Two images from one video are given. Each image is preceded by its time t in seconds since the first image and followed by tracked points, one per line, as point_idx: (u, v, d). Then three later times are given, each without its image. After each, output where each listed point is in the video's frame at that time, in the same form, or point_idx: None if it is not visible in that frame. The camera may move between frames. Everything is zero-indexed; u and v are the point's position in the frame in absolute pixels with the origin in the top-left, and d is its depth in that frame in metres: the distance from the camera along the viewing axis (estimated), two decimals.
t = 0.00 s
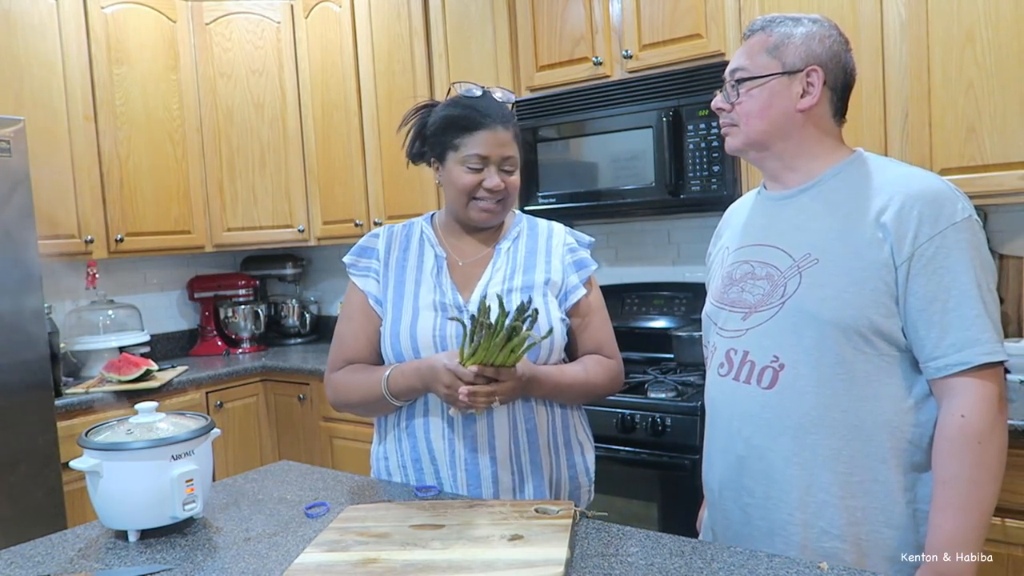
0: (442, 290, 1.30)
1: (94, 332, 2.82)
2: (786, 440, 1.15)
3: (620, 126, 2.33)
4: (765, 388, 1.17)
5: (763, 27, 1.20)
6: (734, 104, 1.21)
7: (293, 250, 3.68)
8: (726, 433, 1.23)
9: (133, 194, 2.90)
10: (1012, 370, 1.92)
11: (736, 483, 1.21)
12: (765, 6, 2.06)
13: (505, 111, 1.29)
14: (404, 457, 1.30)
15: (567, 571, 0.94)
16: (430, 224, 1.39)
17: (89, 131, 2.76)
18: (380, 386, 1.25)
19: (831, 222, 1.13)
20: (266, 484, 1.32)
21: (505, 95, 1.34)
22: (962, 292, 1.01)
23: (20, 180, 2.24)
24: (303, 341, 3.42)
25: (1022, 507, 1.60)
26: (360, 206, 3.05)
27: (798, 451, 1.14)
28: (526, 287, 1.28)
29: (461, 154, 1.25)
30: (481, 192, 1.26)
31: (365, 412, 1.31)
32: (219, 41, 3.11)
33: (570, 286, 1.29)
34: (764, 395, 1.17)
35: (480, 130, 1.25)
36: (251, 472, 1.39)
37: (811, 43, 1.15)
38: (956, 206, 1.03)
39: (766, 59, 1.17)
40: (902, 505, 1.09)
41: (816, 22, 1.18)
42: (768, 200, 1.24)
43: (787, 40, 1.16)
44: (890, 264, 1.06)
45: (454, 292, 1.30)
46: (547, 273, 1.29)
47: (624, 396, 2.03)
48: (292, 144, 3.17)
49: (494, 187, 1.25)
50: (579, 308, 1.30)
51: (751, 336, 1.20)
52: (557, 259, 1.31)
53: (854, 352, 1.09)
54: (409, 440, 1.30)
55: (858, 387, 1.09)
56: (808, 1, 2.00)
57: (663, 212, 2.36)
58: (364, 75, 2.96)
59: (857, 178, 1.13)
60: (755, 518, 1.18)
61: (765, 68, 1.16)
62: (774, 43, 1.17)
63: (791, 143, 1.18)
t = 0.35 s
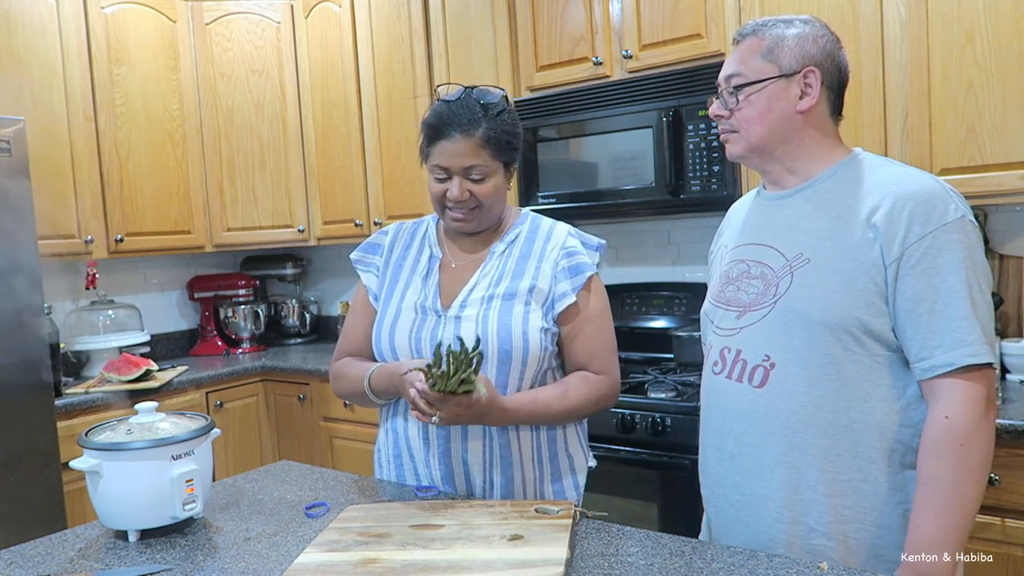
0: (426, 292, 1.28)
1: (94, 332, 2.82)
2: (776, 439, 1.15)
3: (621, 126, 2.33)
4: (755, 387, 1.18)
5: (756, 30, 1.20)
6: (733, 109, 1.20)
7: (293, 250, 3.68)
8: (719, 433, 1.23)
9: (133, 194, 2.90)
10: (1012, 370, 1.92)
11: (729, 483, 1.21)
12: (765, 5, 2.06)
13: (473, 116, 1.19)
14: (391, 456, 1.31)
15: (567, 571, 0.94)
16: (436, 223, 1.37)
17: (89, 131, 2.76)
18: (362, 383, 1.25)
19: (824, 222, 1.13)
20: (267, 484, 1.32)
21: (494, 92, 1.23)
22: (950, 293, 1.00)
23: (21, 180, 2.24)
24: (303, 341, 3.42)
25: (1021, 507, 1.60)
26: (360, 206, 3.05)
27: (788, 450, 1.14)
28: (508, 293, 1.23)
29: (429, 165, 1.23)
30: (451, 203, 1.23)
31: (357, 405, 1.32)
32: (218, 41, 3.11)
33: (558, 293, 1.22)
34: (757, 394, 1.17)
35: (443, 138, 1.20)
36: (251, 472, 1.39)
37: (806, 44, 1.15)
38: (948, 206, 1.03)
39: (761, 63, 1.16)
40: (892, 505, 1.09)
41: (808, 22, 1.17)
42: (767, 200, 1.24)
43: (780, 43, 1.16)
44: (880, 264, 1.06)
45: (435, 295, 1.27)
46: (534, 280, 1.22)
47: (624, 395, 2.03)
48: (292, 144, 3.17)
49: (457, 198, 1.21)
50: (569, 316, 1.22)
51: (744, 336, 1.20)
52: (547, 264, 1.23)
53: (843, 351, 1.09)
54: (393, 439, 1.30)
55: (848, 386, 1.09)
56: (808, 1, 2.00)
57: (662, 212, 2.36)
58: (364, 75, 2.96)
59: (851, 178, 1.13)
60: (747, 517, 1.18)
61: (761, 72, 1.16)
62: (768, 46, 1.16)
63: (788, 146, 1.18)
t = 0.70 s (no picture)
0: (439, 296, 1.25)
1: (94, 332, 2.82)
2: (777, 437, 1.15)
3: (621, 126, 2.33)
4: (757, 385, 1.18)
5: (756, 31, 1.19)
6: (740, 112, 1.19)
7: (293, 250, 3.68)
8: (719, 432, 1.23)
9: (133, 194, 2.90)
10: (1011, 370, 1.92)
11: (730, 482, 1.21)
12: (765, 6, 2.06)
13: (461, 109, 1.16)
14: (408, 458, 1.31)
15: (567, 570, 0.93)
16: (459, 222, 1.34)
17: (89, 131, 2.76)
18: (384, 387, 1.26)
19: (825, 221, 1.13)
20: (266, 483, 1.32)
21: (491, 83, 1.19)
22: (954, 293, 1.00)
23: (20, 180, 2.25)
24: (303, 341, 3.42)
25: (1021, 506, 1.60)
26: (360, 206, 3.05)
27: (790, 449, 1.14)
28: (519, 299, 1.18)
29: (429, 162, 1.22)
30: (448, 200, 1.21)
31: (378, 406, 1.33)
32: (219, 41, 3.11)
33: (573, 300, 1.16)
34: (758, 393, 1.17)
35: (435, 134, 1.18)
36: (250, 472, 1.39)
37: (809, 44, 1.14)
38: (951, 206, 1.02)
39: (767, 64, 1.15)
40: (893, 503, 1.09)
41: (809, 22, 1.17)
42: (767, 199, 1.24)
43: (784, 43, 1.15)
44: (883, 263, 1.06)
45: (447, 300, 1.24)
46: (547, 286, 1.17)
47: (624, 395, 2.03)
48: (292, 144, 3.17)
49: (446, 194, 1.18)
50: (584, 324, 1.17)
51: (746, 334, 1.20)
52: (562, 269, 1.18)
53: (845, 350, 1.09)
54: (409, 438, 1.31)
55: (850, 385, 1.09)
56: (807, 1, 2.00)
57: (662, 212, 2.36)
58: (364, 75, 2.96)
59: (851, 177, 1.13)
60: (747, 516, 1.18)
61: (766, 73, 1.15)
62: (771, 47, 1.15)
63: (793, 146, 1.17)
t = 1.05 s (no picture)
0: (469, 302, 1.23)
1: (94, 332, 2.82)
2: (783, 436, 1.15)
3: (620, 126, 2.33)
4: (762, 384, 1.18)
5: (759, 31, 1.18)
6: (748, 113, 1.17)
7: (293, 250, 3.68)
8: (723, 431, 1.23)
9: (133, 194, 2.90)
10: (1011, 370, 1.92)
11: (734, 482, 1.21)
12: (765, 6, 2.05)
13: (494, 122, 1.11)
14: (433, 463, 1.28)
15: (567, 571, 0.93)
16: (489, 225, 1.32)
17: (89, 131, 2.76)
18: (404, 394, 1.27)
19: (830, 220, 1.14)
20: (266, 484, 1.32)
21: (515, 85, 1.14)
22: (963, 293, 1.00)
23: (21, 179, 2.24)
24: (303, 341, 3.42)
25: (1021, 507, 1.60)
26: (360, 207, 3.05)
27: (795, 449, 1.14)
28: (553, 309, 1.15)
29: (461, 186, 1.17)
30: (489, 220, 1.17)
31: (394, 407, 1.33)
32: (219, 41, 3.11)
33: (608, 310, 1.14)
34: (762, 393, 1.17)
35: (465, 157, 1.13)
36: (250, 472, 1.39)
37: (815, 43, 1.14)
38: (958, 206, 1.03)
39: (774, 64, 1.14)
40: (899, 502, 1.09)
41: (812, 21, 1.17)
42: (769, 199, 1.24)
43: (790, 43, 1.14)
44: (891, 262, 1.06)
45: (477, 309, 1.22)
46: (582, 294, 1.15)
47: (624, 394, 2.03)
48: (292, 143, 3.17)
49: (490, 215, 1.15)
50: (618, 334, 1.14)
51: (750, 333, 1.20)
52: (598, 277, 1.15)
53: (851, 349, 1.10)
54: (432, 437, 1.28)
55: (855, 384, 1.10)
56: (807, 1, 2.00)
57: (663, 212, 2.37)
58: (364, 75, 2.96)
59: (856, 177, 1.13)
60: (752, 515, 1.19)
61: (774, 73, 1.14)
62: (778, 47, 1.14)
63: (796, 146, 1.17)
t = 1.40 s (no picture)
0: (462, 306, 1.23)
1: (94, 332, 2.82)
2: (785, 438, 1.15)
3: (621, 126, 2.32)
4: (764, 386, 1.17)
5: (763, 31, 1.17)
6: (755, 113, 1.16)
7: (293, 250, 3.67)
8: (725, 433, 1.23)
9: (133, 193, 2.90)
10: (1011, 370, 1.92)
11: (735, 484, 1.21)
12: (765, 6, 2.06)
13: (484, 112, 1.13)
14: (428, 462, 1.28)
15: (567, 571, 0.93)
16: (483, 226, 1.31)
17: (89, 131, 2.76)
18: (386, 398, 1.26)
19: (834, 222, 1.14)
20: (267, 484, 1.32)
21: (518, 80, 1.15)
22: (966, 295, 1.00)
23: (21, 179, 2.24)
24: (303, 341, 3.42)
25: (1021, 507, 1.60)
26: (359, 207, 3.05)
27: (797, 450, 1.14)
28: (548, 316, 1.15)
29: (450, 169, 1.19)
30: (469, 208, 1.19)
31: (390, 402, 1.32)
32: (219, 41, 3.10)
33: (604, 317, 1.13)
34: (764, 395, 1.17)
35: (455, 141, 1.16)
36: (251, 472, 1.39)
37: (820, 43, 1.14)
38: (961, 208, 1.03)
39: (781, 64, 1.13)
40: (901, 504, 1.09)
41: (816, 20, 1.17)
42: (772, 199, 1.23)
43: (795, 43, 1.14)
44: (894, 264, 1.06)
45: (471, 313, 1.21)
46: (578, 301, 1.14)
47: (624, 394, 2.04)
48: (292, 143, 3.17)
49: (467, 203, 1.16)
50: (616, 340, 1.14)
51: (752, 334, 1.20)
52: (595, 284, 1.15)
53: (854, 351, 1.10)
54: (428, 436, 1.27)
55: (857, 386, 1.10)
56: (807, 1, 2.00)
57: (663, 212, 2.37)
58: (364, 75, 2.96)
59: (859, 177, 1.13)
60: (753, 517, 1.19)
61: (781, 74, 1.13)
62: (784, 47, 1.14)
63: (797, 147, 1.17)
